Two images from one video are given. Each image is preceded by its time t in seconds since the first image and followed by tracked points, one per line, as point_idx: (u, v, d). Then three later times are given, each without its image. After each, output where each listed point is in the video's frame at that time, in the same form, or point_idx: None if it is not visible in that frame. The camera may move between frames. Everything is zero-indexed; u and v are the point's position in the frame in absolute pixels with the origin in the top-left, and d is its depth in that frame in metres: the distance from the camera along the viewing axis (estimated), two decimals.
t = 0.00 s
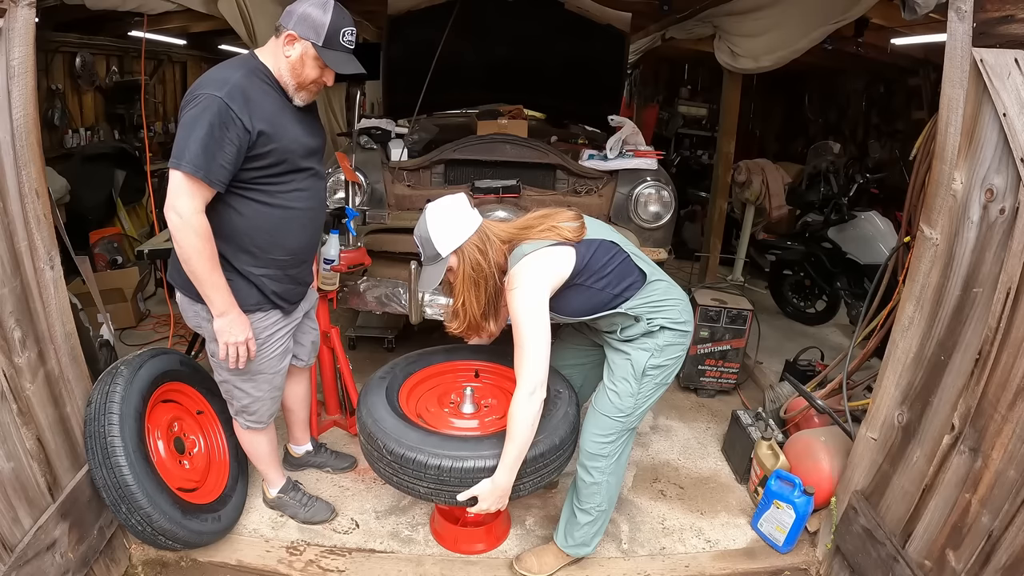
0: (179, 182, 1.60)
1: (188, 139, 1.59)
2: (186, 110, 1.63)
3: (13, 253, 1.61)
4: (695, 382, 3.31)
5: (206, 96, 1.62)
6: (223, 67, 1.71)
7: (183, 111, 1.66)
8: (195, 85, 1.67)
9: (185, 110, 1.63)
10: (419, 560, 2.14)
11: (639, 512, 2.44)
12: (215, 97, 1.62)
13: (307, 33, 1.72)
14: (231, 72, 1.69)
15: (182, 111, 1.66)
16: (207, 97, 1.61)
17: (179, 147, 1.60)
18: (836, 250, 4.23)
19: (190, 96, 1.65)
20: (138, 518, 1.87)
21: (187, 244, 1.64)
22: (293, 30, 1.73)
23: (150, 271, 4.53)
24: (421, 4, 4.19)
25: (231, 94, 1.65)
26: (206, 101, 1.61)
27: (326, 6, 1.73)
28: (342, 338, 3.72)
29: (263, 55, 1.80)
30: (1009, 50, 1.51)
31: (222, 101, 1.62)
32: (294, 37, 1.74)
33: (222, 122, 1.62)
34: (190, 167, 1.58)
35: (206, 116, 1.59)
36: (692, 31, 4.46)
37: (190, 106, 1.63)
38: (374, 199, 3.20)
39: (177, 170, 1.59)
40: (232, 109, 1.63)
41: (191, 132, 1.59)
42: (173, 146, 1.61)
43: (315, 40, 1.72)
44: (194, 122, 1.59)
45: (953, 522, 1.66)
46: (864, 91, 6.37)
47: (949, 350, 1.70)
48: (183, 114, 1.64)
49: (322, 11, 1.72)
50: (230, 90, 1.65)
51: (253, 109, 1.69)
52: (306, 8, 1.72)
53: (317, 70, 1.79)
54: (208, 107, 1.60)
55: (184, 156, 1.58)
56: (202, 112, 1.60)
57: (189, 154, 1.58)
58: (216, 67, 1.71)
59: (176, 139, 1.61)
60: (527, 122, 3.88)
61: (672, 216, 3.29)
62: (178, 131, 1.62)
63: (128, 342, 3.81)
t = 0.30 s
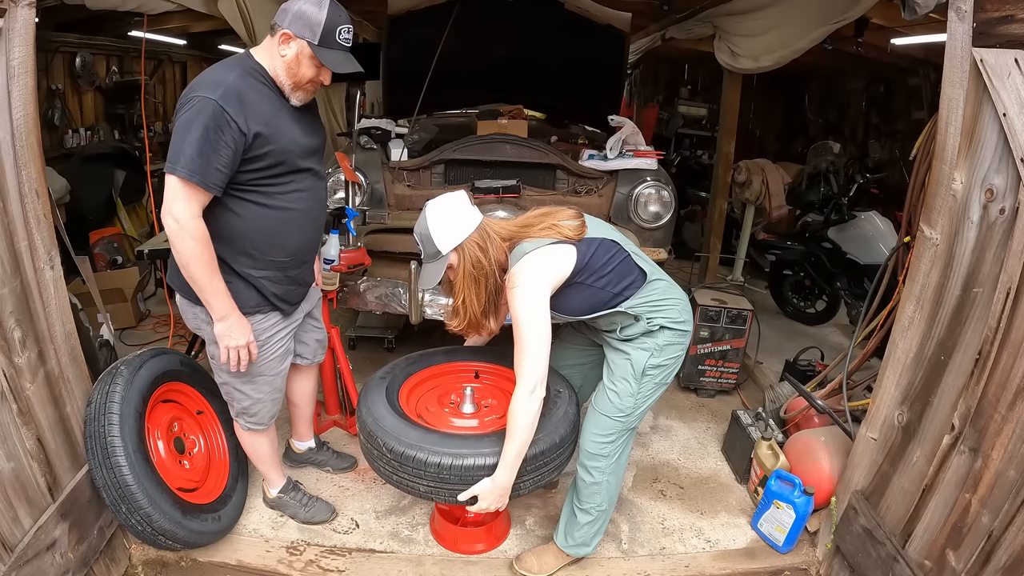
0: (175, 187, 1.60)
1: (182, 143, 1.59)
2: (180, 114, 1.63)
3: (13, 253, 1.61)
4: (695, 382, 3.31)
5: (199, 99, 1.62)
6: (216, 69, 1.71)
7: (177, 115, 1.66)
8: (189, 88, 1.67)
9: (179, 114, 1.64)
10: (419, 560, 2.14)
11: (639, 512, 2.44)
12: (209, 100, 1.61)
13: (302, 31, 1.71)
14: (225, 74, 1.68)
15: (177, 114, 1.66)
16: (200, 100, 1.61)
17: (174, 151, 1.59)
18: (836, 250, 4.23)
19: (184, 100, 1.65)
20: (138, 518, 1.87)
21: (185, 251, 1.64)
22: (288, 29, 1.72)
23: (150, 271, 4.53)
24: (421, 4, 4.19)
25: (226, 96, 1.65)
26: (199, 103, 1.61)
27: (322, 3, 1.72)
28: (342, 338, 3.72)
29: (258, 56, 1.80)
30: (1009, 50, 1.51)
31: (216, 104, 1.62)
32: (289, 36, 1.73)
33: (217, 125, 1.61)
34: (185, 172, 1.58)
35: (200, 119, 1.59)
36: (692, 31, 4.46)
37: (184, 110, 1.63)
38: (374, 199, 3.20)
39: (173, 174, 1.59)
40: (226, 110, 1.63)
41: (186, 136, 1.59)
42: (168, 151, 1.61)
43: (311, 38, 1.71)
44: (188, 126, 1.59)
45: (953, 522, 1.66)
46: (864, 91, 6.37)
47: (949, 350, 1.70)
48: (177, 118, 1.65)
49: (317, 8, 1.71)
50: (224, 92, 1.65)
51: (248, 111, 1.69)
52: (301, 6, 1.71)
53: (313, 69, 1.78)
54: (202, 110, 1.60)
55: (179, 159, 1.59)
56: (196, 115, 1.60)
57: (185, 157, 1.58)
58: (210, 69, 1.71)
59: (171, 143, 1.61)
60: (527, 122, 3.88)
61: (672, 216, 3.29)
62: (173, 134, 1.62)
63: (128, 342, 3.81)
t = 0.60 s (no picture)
0: (173, 191, 1.60)
1: (180, 146, 1.58)
2: (176, 117, 1.63)
3: (13, 253, 1.61)
4: (695, 382, 3.31)
5: (195, 101, 1.61)
6: (212, 70, 1.70)
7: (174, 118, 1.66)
8: (185, 91, 1.67)
9: (176, 117, 1.63)
10: (419, 560, 2.14)
11: (639, 512, 2.44)
12: (205, 103, 1.61)
13: (299, 30, 1.70)
14: (221, 75, 1.68)
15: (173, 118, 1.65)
16: (197, 103, 1.61)
17: (172, 155, 1.59)
18: (836, 250, 4.23)
19: (180, 103, 1.65)
20: (138, 518, 1.87)
21: (185, 255, 1.65)
22: (285, 27, 1.71)
23: (150, 271, 4.54)
24: (421, 4, 4.20)
25: (222, 99, 1.64)
26: (196, 106, 1.61)
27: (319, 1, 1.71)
28: (342, 338, 3.72)
29: (254, 56, 1.79)
30: (1009, 50, 1.51)
31: (212, 107, 1.61)
32: (286, 34, 1.72)
33: (214, 128, 1.61)
34: (183, 176, 1.58)
35: (197, 122, 1.59)
36: (692, 31, 4.47)
37: (180, 113, 1.62)
38: (374, 199, 3.21)
39: (171, 178, 1.58)
40: (223, 112, 1.63)
41: (183, 139, 1.59)
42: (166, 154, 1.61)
43: (308, 37, 1.70)
44: (185, 129, 1.59)
45: (953, 522, 1.66)
46: (864, 91, 6.37)
47: (949, 350, 1.70)
48: (174, 121, 1.64)
49: (314, 6, 1.70)
50: (221, 95, 1.64)
51: (245, 113, 1.69)
52: (298, 4, 1.69)
53: (311, 68, 1.78)
54: (199, 113, 1.60)
55: (177, 163, 1.58)
56: (193, 118, 1.59)
57: (183, 160, 1.58)
58: (205, 71, 1.70)
59: (169, 146, 1.61)
60: (527, 122, 3.88)
61: (672, 216, 3.29)
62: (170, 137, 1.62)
63: (128, 342, 3.81)
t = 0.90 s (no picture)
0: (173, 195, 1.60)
1: (181, 149, 1.58)
2: (177, 119, 1.62)
3: (13, 253, 1.61)
4: (695, 382, 3.31)
5: (195, 103, 1.61)
6: (212, 72, 1.70)
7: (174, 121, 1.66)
8: (184, 92, 1.67)
9: (176, 118, 1.63)
10: (419, 560, 2.14)
11: (639, 512, 2.44)
12: (206, 106, 1.61)
13: (301, 30, 1.69)
14: (220, 77, 1.68)
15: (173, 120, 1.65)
16: (196, 104, 1.60)
17: (172, 157, 1.59)
18: (836, 250, 4.23)
19: (180, 104, 1.65)
20: (138, 518, 1.87)
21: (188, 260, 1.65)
22: (286, 28, 1.70)
23: (151, 271, 4.54)
24: (421, 4, 4.19)
25: (223, 102, 1.64)
26: (196, 108, 1.60)
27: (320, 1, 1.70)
28: (342, 338, 3.72)
29: (254, 57, 1.79)
30: (1009, 51, 1.51)
31: (214, 110, 1.61)
32: (287, 35, 1.71)
33: (215, 131, 1.61)
34: (185, 180, 1.58)
35: (197, 123, 1.58)
36: (692, 31, 4.47)
37: (181, 114, 1.62)
38: (374, 199, 3.21)
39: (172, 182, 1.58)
40: (224, 113, 1.63)
41: (184, 143, 1.58)
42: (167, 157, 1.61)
43: (310, 38, 1.70)
44: (186, 132, 1.58)
45: (953, 522, 1.66)
46: (864, 91, 6.37)
47: (949, 350, 1.70)
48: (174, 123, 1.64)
49: (316, 6, 1.70)
50: (222, 98, 1.64)
51: (246, 116, 1.68)
52: (299, 4, 1.69)
53: (312, 68, 1.77)
54: (200, 115, 1.59)
55: (178, 165, 1.58)
56: (194, 121, 1.59)
57: (183, 161, 1.58)
58: (204, 73, 1.70)
59: (170, 148, 1.61)
60: (527, 122, 3.87)
61: (672, 216, 3.29)
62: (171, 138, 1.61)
63: (129, 342, 3.81)
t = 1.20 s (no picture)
0: (184, 206, 1.61)
1: (192, 159, 1.58)
2: (185, 129, 1.62)
3: (13, 253, 1.61)
4: (695, 382, 3.31)
5: (204, 112, 1.61)
6: (219, 80, 1.70)
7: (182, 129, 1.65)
8: (192, 101, 1.66)
9: (184, 126, 1.63)
10: (419, 560, 2.14)
11: (639, 512, 2.44)
12: (217, 115, 1.61)
13: (309, 37, 1.70)
14: (228, 86, 1.68)
15: (181, 128, 1.65)
16: (205, 114, 1.60)
17: (182, 167, 1.59)
18: (836, 250, 4.23)
19: (188, 112, 1.64)
20: (138, 518, 1.87)
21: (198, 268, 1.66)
22: (295, 35, 1.70)
23: (150, 271, 4.54)
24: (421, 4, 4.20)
25: (234, 111, 1.64)
26: (205, 117, 1.60)
27: (328, 8, 1.70)
28: (342, 338, 3.72)
29: (259, 63, 1.78)
30: (1009, 51, 1.51)
31: (224, 119, 1.61)
32: (295, 42, 1.71)
33: (226, 141, 1.61)
34: (198, 191, 1.59)
35: (207, 133, 1.58)
36: (692, 31, 4.47)
37: (189, 123, 1.62)
38: (374, 199, 3.21)
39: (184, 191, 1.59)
40: (233, 122, 1.63)
41: (195, 152, 1.58)
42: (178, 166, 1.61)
43: (318, 44, 1.70)
44: (197, 141, 1.58)
45: (953, 522, 1.66)
46: (864, 91, 6.37)
47: (949, 350, 1.70)
48: (183, 131, 1.64)
49: (325, 13, 1.70)
50: (232, 107, 1.64)
51: (255, 125, 1.69)
52: (308, 12, 1.69)
53: (320, 75, 1.77)
54: (210, 125, 1.59)
55: (190, 176, 1.58)
56: (205, 130, 1.59)
57: (194, 171, 1.58)
58: (211, 81, 1.70)
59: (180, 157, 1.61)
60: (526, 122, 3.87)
61: (672, 216, 3.29)
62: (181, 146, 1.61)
63: (129, 342, 3.81)
